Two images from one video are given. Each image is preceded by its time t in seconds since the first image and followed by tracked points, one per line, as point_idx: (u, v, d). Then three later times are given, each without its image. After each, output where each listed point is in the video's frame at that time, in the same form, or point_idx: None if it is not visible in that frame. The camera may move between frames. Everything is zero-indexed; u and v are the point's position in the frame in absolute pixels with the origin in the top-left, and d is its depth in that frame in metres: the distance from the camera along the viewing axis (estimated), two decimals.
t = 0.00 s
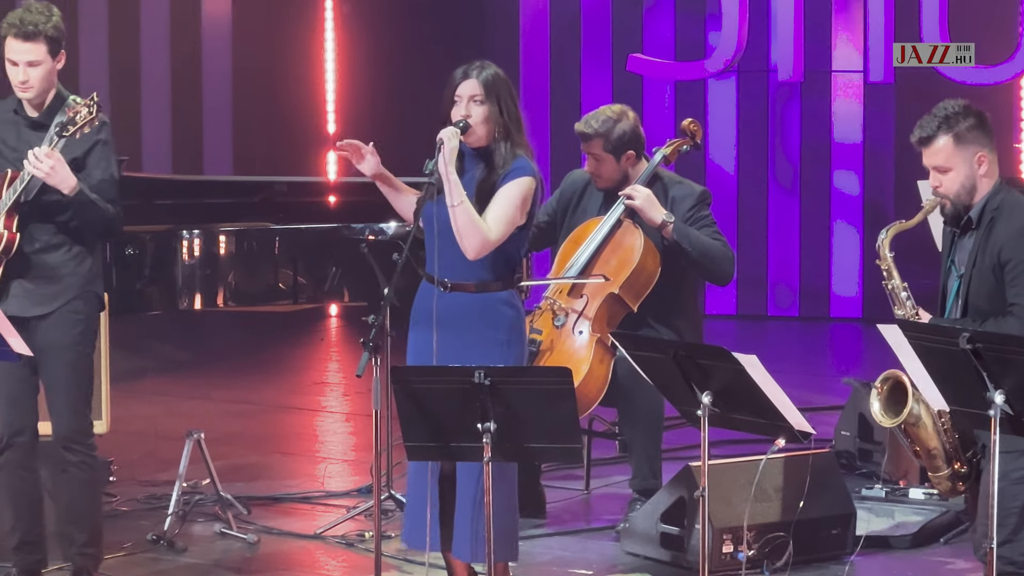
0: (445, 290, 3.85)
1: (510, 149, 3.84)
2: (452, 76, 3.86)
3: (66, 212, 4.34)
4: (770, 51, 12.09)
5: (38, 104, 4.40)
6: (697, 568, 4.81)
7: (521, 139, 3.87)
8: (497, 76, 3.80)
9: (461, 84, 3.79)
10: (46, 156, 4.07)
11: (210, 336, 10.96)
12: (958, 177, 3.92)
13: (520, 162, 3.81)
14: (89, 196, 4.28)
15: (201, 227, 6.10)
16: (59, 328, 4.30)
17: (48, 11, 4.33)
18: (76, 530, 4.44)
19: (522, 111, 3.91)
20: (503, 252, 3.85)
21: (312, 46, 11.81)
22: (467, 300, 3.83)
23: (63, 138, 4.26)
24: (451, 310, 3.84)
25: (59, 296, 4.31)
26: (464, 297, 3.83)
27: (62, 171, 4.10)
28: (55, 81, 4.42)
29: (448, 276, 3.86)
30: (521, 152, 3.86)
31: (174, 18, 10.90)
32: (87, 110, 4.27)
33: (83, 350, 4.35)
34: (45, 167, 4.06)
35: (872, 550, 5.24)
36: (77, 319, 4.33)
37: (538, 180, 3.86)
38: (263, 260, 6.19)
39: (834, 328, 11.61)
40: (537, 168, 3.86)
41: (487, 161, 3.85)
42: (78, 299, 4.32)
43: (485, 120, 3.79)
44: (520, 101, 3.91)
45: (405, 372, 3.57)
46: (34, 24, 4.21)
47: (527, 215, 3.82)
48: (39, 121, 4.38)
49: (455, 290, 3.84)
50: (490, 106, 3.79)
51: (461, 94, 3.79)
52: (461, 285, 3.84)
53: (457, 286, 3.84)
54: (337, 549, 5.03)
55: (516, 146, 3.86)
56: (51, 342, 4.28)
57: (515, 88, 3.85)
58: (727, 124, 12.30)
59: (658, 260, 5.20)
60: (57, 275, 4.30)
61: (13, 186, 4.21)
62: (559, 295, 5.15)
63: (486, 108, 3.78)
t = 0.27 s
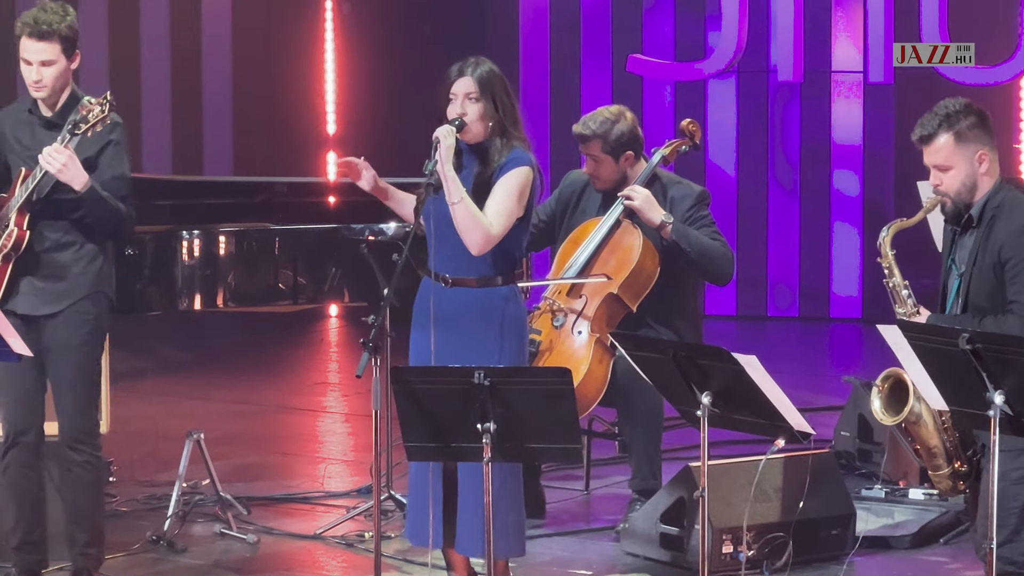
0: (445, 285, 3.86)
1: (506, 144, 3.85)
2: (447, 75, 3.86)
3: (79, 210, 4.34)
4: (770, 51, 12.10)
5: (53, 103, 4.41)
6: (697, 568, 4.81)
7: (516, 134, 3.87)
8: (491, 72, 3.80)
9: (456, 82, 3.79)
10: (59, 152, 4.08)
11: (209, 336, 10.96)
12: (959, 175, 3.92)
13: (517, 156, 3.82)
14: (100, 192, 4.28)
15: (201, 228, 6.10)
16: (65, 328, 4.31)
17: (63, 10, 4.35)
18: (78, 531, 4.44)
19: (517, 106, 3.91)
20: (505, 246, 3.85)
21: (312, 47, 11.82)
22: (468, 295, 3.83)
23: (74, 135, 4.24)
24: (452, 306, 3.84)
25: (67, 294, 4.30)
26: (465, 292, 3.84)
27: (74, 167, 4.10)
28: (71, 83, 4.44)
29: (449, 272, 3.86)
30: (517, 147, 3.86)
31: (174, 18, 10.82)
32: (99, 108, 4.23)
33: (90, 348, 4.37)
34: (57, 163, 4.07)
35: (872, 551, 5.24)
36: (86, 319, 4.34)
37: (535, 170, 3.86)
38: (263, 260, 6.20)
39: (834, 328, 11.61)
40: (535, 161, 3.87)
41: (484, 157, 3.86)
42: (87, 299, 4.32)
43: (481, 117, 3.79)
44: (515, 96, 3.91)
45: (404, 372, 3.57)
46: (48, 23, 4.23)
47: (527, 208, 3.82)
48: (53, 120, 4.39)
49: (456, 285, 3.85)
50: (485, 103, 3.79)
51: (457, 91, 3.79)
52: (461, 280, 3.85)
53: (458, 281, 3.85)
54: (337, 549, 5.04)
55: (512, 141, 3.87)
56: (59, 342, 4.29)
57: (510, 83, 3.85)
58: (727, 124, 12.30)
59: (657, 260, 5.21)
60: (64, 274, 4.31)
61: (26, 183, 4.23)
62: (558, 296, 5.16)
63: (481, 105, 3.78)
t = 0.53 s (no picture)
0: (448, 280, 3.87)
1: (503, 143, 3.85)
2: (442, 76, 3.85)
3: (93, 210, 4.37)
4: (770, 51, 12.10)
5: (65, 104, 4.42)
6: (697, 568, 4.81)
7: (513, 133, 3.88)
8: (487, 72, 3.79)
9: (452, 84, 3.79)
10: (72, 151, 4.10)
11: (209, 336, 10.95)
12: (959, 172, 3.92)
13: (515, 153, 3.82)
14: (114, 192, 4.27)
15: (201, 228, 6.10)
16: (71, 329, 4.31)
17: (73, 12, 4.35)
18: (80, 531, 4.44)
19: (513, 105, 3.91)
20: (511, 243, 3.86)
21: (312, 47, 11.84)
22: (472, 290, 3.84)
23: (88, 135, 4.25)
24: (456, 301, 3.85)
25: (78, 295, 4.32)
26: (469, 287, 3.85)
27: (87, 167, 4.12)
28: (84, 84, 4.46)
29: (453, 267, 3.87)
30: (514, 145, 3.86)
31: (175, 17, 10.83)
32: (113, 108, 4.22)
33: (100, 349, 4.37)
34: (70, 162, 4.09)
35: (872, 550, 5.24)
36: (93, 319, 4.34)
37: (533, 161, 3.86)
38: (264, 260, 6.21)
39: (834, 328, 11.61)
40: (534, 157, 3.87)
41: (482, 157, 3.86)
42: (95, 299, 4.34)
43: (477, 119, 3.80)
44: (510, 95, 3.90)
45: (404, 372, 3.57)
46: (58, 24, 4.23)
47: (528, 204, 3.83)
48: (66, 121, 4.40)
49: (459, 281, 3.86)
50: (481, 104, 3.79)
51: (452, 94, 3.78)
52: (464, 275, 3.85)
53: (462, 276, 3.85)
54: (337, 550, 5.04)
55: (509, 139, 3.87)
56: (67, 342, 4.30)
57: (505, 83, 3.85)
58: (727, 124, 12.29)
59: (655, 259, 5.19)
60: (72, 273, 4.32)
61: (38, 183, 4.25)
62: (556, 295, 5.15)
63: (477, 107, 3.78)
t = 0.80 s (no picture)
0: (457, 286, 3.85)
1: (503, 148, 3.86)
2: (442, 80, 3.85)
3: (97, 210, 4.38)
4: (770, 51, 12.10)
5: (69, 104, 4.42)
6: (697, 568, 4.81)
7: (512, 139, 3.88)
8: (487, 77, 3.79)
9: (451, 88, 3.79)
10: (74, 151, 4.10)
11: (209, 336, 10.93)
12: (956, 172, 3.92)
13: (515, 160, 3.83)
14: (118, 195, 4.27)
15: (201, 227, 6.09)
16: (74, 329, 4.31)
17: (77, 11, 4.34)
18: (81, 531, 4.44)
19: (513, 111, 3.91)
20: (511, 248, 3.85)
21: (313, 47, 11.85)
22: (483, 296, 3.84)
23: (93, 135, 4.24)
24: (466, 307, 3.84)
25: (82, 295, 4.32)
26: (480, 294, 3.84)
27: (88, 168, 4.11)
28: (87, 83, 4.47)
29: (462, 272, 3.86)
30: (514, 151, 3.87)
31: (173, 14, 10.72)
32: (118, 109, 4.23)
33: (103, 348, 4.38)
34: (72, 162, 4.09)
35: (872, 550, 5.24)
36: (97, 319, 4.34)
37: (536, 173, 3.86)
38: (264, 259, 6.21)
39: (834, 328, 11.61)
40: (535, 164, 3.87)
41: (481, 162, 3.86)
42: (99, 299, 4.34)
43: (475, 123, 3.79)
44: (510, 101, 3.90)
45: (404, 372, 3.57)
46: (62, 23, 4.23)
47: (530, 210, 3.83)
48: (70, 121, 4.41)
49: (468, 286, 3.84)
50: (480, 109, 3.79)
51: (452, 97, 3.78)
52: (473, 281, 3.84)
53: (472, 282, 3.84)
54: (337, 549, 5.03)
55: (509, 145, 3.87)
56: (71, 341, 4.30)
57: (506, 88, 3.84)
58: (727, 124, 12.29)
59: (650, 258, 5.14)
60: (76, 272, 4.32)
61: (42, 183, 4.26)
62: (551, 293, 5.17)
63: (476, 111, 3.78)
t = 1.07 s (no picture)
0: (465, 315, 3.83)
1: (505, 170, 3.84)
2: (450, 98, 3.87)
3: (86, 211, 4.36)
4: (769, 49, 12.10)
5: (58, 101, 4.41)
6: (697, 567, 4.81)
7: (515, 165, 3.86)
8: (495, 98, 3.80)
9: (457, 105, 3.81)
10: (71, 159, 4.13)
11: (210, 335, 10.94)
12: (949, 175, 3.92)
13: (516, 185, 3.82)
14: (111, 202, 4.29)
15: (200, 225, 6.08)
16: (69, 328, 4.31)
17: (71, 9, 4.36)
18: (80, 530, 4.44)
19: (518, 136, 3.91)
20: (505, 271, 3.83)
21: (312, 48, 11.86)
22: (489, 323, 3.83)
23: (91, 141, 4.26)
24: (477, 334, 3.82)
25: (75, 295, 4.31)
26: (486, 321, 3.83)
27: (82, 176, 4.12)
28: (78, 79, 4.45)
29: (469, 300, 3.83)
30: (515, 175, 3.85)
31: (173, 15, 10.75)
32: (117, 115, 4.26)
33: (104, 346, 4.38)
34: (66, 169, 4.11)
35: (872, 549, 5.24)
36: (94, 318, 4.34)
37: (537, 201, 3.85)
38: (264, 257, 6.21)
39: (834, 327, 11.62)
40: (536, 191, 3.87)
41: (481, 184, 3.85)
42: (95, 298, 4.33)
43: (479, 142, 3.79)
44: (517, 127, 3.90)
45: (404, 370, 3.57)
46: (54, 15, 4.24)
47: (527, 235, 3.82)
48: (60, 119, 4.39)
49: (476, 315, 3.82)
50: (484, 127, 3.78)
51: (457, 113, 3.80)
52: (481, 309, 3.82)
53: (479, 310, 3.82)
54: (336, 547, 5.04)
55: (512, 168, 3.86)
56: (76, 338, 4.30)
57: (513, 113, 3.85)
58: (727, 122, 12.30)
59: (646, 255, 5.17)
60: (73, 272, 4.31)
61: (37, 185, 4.25)
62: (550, 293, 5.17)
63: (480, 129, 3.78)
